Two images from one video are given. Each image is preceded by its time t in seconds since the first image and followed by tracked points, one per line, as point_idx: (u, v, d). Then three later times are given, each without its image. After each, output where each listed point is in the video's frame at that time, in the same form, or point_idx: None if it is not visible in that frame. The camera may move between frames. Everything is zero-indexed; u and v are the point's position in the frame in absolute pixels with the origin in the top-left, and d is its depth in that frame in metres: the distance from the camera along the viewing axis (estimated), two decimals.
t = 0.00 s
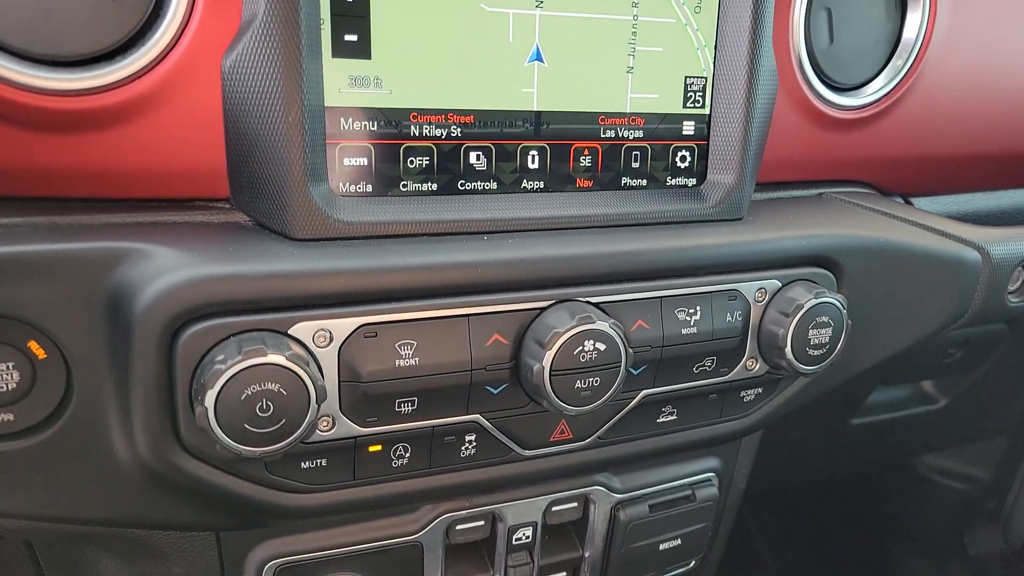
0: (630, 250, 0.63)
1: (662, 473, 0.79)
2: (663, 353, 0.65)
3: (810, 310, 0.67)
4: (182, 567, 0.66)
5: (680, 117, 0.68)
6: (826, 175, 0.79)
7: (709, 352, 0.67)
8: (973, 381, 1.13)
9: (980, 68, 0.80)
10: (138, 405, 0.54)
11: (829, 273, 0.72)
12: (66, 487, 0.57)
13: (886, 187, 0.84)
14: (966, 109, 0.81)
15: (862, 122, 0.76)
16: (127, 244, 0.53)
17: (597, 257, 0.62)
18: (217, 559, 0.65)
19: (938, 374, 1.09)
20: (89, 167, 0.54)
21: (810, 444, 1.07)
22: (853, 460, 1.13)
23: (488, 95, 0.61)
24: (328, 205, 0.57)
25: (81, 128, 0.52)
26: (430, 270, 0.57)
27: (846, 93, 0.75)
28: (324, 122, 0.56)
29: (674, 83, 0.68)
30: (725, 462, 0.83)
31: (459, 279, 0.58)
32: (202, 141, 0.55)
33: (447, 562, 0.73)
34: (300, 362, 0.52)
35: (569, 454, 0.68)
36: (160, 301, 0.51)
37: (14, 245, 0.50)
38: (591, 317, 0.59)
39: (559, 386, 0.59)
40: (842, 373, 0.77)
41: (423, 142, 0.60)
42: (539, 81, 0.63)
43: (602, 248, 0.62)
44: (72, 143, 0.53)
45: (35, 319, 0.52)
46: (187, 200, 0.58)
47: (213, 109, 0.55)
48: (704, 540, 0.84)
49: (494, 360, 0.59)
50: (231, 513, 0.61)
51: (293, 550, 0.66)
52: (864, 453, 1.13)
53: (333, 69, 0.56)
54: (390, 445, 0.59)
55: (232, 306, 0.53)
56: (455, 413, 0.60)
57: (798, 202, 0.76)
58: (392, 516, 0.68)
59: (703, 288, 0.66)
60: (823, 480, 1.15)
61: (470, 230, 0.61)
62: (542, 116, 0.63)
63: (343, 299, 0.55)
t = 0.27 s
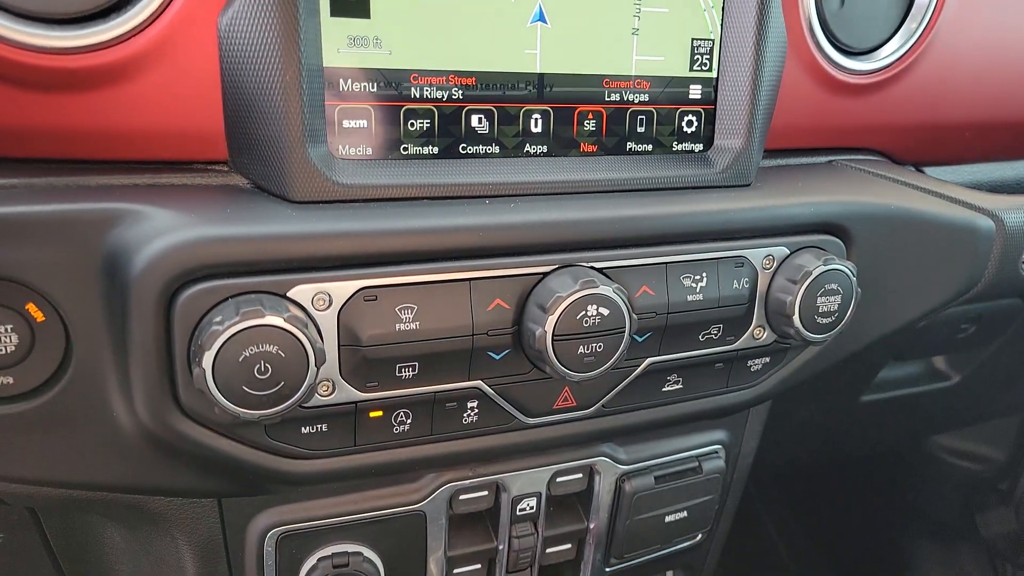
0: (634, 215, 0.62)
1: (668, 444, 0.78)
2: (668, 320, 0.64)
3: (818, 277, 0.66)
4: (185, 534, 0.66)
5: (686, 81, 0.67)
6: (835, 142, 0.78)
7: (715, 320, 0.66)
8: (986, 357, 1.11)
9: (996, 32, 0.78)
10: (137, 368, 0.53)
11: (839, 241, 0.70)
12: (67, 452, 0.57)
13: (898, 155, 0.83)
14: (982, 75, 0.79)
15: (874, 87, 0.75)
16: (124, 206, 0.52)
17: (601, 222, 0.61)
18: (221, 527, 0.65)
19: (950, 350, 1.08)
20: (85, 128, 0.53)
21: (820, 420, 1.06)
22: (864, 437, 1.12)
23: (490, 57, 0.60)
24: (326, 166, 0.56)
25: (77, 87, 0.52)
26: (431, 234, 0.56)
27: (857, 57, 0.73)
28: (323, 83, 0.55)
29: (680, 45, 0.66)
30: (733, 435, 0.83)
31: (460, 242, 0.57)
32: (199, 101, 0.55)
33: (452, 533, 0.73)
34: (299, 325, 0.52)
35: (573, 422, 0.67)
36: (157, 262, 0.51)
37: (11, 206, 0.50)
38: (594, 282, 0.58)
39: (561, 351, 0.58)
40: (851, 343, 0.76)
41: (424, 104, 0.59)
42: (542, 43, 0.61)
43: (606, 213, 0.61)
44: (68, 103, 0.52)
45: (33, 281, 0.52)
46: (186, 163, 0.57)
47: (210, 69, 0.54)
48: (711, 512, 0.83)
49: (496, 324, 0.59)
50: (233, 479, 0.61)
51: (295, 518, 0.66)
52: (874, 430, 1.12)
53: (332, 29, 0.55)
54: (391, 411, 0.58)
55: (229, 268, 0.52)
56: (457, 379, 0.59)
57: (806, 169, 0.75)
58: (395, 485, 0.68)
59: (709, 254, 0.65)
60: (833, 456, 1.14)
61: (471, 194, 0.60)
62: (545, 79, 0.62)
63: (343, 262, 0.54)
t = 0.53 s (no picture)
0: (639, 195, 0.61)
1: (675, 432, 0.77)
2: (673, 303, 0.63)
3: (827, 259, 0.65)
4: (185, 519, 0.65)
5: (691, 61, 0.66)
6: (844, 124, 0.76)
7: (721, 303, 0.65)
8: (999, 347, 1.09)
9: (1009, 12, 0.77)
10: (135, 348, 0.53)
11: (847, 223, 0.69)
12: (66, 433, 0.56)
13: (908, 138, 0.81)
14: (993, 55, 0.78)
15: (883, 68, 0.74)
16: (121, 184, 0.52)
17: (604, 202, 0.60)
18: (221, 512, 0.65)
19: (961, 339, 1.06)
20: (82, 106, 0.53)
21: (829, 410, 1.05)
22: (874, 429, 1.10)
23: (491, 35, 0.59)
24: (325, 144, 0.55)
25: (73, 64, 0.51)
26: (432, 213, 0.55)
27: (867, 37, 0.72)
28: (322, 60, 0.55)
29: (685, 24, 0.65)
30: (740, 423, 0.81)
31: (461, 222, 0.56)
32: (196, 79, 0.54)
33: (455, 520, 0.73)
34: (297, 303, 0.51)
35: (577, 407, 0.66)
36: (154, 240, 0.50)
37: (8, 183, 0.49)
38: (597, 262, 0.57)
39: (564, 333, 0.57)
40: (860, 328, 0.75)
41: (424, 83, 0.58)
42: (545, 20, 0.60)
43: (610, 193, 0.60)
44: (64, 80, 0.52)
45: (30, 260, 0.51)
46: (183, 142, 0.57)
47: (207, 45, 0.53)
48: (718, 501, 0.82)
49: (498, 305, 0.58)
50: (233, 462, 0.60)
51: (296, 502, 0.65)
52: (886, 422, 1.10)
53: (331, 5, 0.54)
54: (391, 393, 0.58)
55: (227, 246, 0.51)
56: (458, 361, 0.58)
57: (814, 151, 0.74)
58: (397, 471, 0.67)
59: (715, 235, 0.64)
60: (843, 448, 1.12)
61: (473, 174, 0.59)
62: (548, 57, 0.61)
63: (342, 241, 0.54)
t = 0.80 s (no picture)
0: (644, 173, 0.60)
1: (680, 416, 0.76)
2: (678, 282, 0.62)
3: (835, 239, 0.64)
4: (186, 498, 0.65)
5: (699, 38, 0.65)
6: (853, 104, 0.76)
7: (727, 283, 0.64)
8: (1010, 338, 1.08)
9: None
10: (135, 322, 0.52)
11: (856, 204, 0.68)
12: (66, 409, 0.56)
13: (919, 120, 0.80)
14: (1006, 36, 0.77)
15: (893, 47, 0.73)
16: (120, 156, 0.51)
17: (609, 179, 0.59)
18: (222, 491, 0.64)
19: (971, 329, 1.05)
20: (82, 78, 0.52)
21: (837, 399, 1.04)
22: (882, 419, 1.09)
23: (495, 9, 0.58)
24: (326, 118, 0.55)
25: (72, 36, 0.51)
26: (434, 188, 0.55)
27: (878, 16, 0.71)
28: (323, 32, 0.54)
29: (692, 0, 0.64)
30: (746, 408, 0.81)
31: (464, 198, 0.56)
32: (196, 51, 0.54)
33: (457, 503, 0.72)
34: (297, 277, 0.50)
35: (580, 388, 0.65)
36: (152, 212, 0.50)
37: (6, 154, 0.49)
38: (601, 238, 0.57)
39: (567, 310, 0.57)
40: (868, 312, 0.74)
41: (427, 57, 0.57)
42: None
43: (614, 169, 0.60)
44: (63, 51, 0.51)
45: (29, 232, 0.51)
46: (183, 116, 0.56)
47: (207, 17, 0.53)
48: (723, 487, 0.82)
49: (500, 283, 0.57)
50: (234, 440, 0.60)
51: (298, 482, 0.65)
52: (894, 411, 1.09)
53: None
54: (393, 371, 0.57)
55: (226, 219, 0.51)
56: (460, 339, 0.58)
57: (823, 132, 0.73)
58: (399, 452, 0.67)
59: (721, 214, 0.63)
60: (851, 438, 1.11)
61: (476, 150, 0.58)
62: (552, 33, 0.60)
63: (343, 215, 0.53)
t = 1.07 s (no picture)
0: (646, 148, 0.59)
1: (683, 397, 0.76)
2: (681, 259, 0.61)
3: (841, 217, 0.63)
4: (183, 475, 0.64)
5: (705, 11, 0.64)
6: (861, 82, 0.74)
7: (731, 261, 0.63)
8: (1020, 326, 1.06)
9: None
10: (129, 293, 0.52)
11: (863, 181, 0.67)
12: (61, 383, 0.55)
13: (928, 100, 0.79)
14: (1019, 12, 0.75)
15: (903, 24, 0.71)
16: (115, 124, 0.51)
17: (610, 154, 0.58)
18: (219, 467, 0.64)
19: (980, 316, 1.03)
20: (76, 46, 0.52)
21: (842, 386, 1.03)
22: (888, 407, 1.08)
23: None
24: (323, 88, 0.54)
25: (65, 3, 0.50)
26: (433, 160, 0.54)
27: None
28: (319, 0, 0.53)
29: None
30: (750, 390, 0.80)
31: (463, 170, 0.55)
32: (191, 20, 0.53)
33: (457, 483, 0.71)
34: (293, 247, 0.50)
35: (581, 366, 0.64)
36: (147, 181, 0.49)
37: None
38: (602, 212, 0.56)
39: (567, 285, 0.56)
40: (874, 293, 0.73)
41: (426, 28, 0.56)
42: None
43: (616, 143, 0.59)
44: (57, 20, 0.51)
45: (23, 201, 0.50)
46: (178, 85, 0.56)
47: None
48: (726, 470, 0.81)
49: (500, 257, 0.56)
50: (230, 416, 0.59)
51: (296, 460, 0.64)
52: (900, 399, 1.08)
53: None
54: (391, 345, 0.57)
55: (222, 188, 0.50)
56: (459, 314, 0.57)
57: (831, 109, 0.72)
58: (398, 430, 0.66)
59: (725, 190, 0.62)
60: (856, 426, 1.10)
61: (476, 122, 0.58)
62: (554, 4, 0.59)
63: (340, 186, 0.52)
